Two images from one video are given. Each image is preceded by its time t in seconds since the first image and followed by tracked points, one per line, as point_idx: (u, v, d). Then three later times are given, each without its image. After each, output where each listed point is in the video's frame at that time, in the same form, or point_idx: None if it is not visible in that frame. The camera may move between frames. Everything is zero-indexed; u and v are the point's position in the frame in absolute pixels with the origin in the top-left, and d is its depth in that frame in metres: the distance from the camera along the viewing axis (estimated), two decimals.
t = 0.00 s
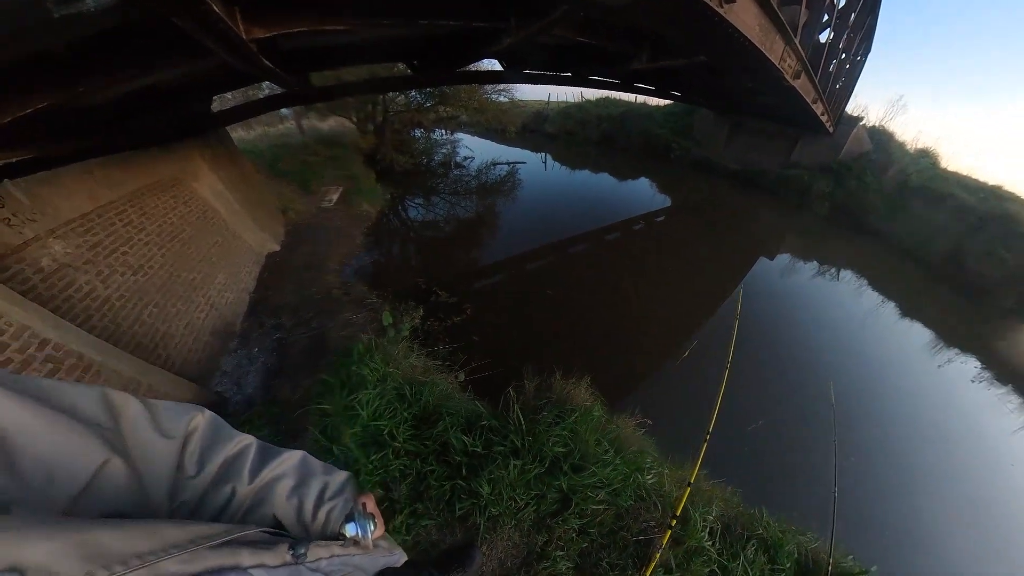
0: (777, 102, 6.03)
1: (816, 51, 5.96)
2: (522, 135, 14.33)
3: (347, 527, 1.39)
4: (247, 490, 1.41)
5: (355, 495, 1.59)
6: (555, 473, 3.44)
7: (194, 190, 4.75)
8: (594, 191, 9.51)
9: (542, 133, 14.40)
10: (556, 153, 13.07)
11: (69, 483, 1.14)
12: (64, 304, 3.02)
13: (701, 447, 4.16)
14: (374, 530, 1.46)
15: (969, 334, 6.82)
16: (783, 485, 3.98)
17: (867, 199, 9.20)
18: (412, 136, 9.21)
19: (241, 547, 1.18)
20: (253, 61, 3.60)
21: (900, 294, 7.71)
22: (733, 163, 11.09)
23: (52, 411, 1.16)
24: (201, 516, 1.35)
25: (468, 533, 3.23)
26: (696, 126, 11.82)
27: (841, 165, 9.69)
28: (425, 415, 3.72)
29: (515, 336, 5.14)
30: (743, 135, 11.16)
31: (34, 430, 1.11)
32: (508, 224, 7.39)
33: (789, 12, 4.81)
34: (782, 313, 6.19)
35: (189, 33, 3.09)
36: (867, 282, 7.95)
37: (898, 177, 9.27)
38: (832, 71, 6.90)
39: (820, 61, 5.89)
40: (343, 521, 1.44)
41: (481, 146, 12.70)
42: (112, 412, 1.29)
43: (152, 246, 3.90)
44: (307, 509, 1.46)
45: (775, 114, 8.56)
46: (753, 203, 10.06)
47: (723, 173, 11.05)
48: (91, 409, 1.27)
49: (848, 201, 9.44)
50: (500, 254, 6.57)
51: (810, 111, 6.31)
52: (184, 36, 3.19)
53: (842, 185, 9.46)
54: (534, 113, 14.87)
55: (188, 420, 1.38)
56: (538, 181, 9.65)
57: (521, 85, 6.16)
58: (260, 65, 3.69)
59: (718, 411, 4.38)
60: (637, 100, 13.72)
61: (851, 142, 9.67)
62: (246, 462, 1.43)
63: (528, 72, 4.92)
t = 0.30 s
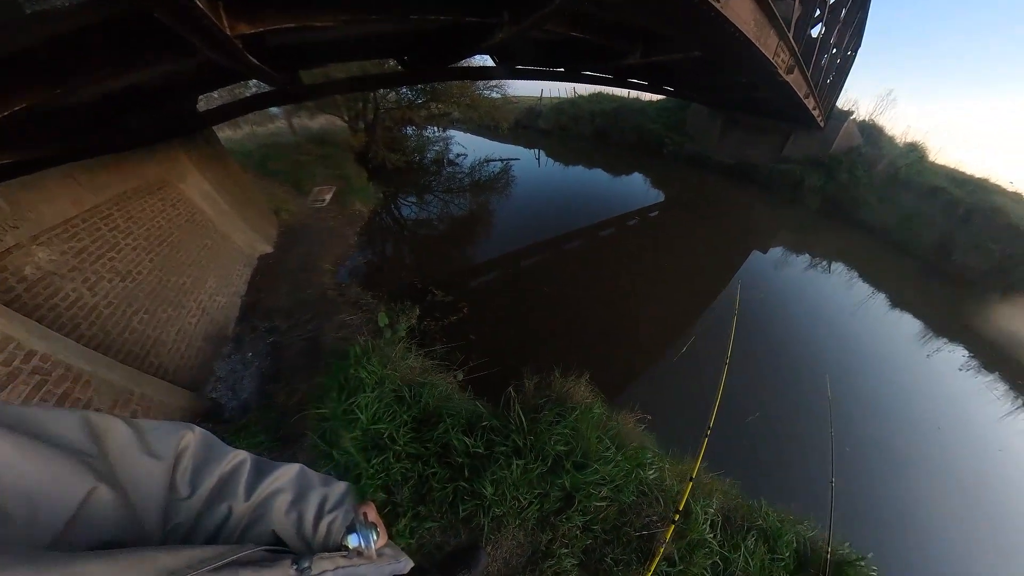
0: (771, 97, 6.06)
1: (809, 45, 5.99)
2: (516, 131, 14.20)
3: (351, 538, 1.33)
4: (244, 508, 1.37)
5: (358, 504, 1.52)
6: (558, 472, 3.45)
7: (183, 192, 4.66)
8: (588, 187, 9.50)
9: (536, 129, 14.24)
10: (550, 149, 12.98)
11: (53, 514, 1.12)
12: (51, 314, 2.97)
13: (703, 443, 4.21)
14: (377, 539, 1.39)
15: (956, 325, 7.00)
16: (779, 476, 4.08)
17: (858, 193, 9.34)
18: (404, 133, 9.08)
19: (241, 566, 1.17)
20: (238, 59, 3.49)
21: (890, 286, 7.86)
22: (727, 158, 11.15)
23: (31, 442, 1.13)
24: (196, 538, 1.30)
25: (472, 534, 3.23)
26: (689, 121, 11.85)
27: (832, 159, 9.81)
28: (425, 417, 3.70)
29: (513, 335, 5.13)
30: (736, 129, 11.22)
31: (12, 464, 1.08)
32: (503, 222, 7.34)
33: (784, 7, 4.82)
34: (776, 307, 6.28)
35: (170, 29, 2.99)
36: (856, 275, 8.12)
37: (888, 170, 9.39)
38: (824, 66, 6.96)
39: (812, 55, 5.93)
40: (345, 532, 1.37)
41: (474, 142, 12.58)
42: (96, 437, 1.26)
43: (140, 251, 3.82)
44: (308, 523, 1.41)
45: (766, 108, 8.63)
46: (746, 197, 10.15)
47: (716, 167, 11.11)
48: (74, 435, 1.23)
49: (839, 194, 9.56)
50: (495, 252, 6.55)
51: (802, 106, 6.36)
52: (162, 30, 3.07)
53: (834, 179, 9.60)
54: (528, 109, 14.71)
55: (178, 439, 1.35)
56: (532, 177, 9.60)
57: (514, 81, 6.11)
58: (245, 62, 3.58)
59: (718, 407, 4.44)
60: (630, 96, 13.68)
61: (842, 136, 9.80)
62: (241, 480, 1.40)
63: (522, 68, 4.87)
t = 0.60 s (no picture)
0: (761, 91, 6.10)
1: (798, 40, 6.04)
2: (507, 128, 14.12)
3: (356, 537, 1.28)
4: (249, 509, 1.35)
5: (364, 503, 1.48)
6: (557, 465, 3.49)
7: (172, 195, 4.60)
8: (582, 182, 9.50)
9: (528, 125, 14.15)
10: (543, 146, 12.93)
11: (58, 521, 1.13)
12: (40, 322, 2.95)
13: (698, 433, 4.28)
14: (383, 538, 1.35)
15: (941, 314, 7.18)
16: (772, 464, 4.17)
17: (847, 185, 9.46)
18: (395, 131, 8.98)
19: (249, 566, 1.16)
20: (225, 57, 3.41)
21: (878, 278, 8.01)
22: (719, 152, 11.22)
23: (30, 450, 1.14)
24: (201, 540, 1.30)
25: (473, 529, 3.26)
26: (682, 116, 11.89)
27: (822, 152, 9.92)
28: (424, 415, 3.71)
29: (510, 332, 5.15)
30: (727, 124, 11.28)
31: (12, 474, 1.08)
32: (497, 219, 7.33)
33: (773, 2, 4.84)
34: (768, 299, 6.36)
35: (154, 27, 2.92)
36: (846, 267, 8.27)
37: (877, 163, 9.52)
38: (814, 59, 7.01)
39: (802, 49, 5.97)
40: (351, 530, 1.32)
41: (467, 139, 12.50)
42: (97, 441, 1.25)
43: (128, 255, 3.77)
44: (314, 521, 1.37)
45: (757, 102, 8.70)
46: (737, 191, 10.25)
47: (708, 161, 11.17)
48: (74, 440, 1.23)
49: (829, 187, 9.68)
50: (489, 249, 6.53)
51: (792, 100, 6.41)
52: (146, 28, 2.99)
53: (824, 172, 9.71)
54: (519, 105, 14.58)
55: (181, 442, 1.33)
56: (525, 173, 9.57)
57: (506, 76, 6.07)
58: (232, 60, 3.51)
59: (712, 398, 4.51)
60: (621, 91, 13.66)
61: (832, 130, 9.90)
62: (244, 481, 1.38)
63: (513, 64, 4.84)
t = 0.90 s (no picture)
0: (752, 86, 6.14)
1: (787, 34, 6.08)
2: (500, 123, 13.99)
3: (354, 527, 1.26)
4: (249, 502, 1.38)
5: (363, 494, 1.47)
6: (554, 458, 3.51)
7: (160, 197, 4.52)
8: (575, 178, 9.50)
9: (521, 121, 14.04)
10: (536, 142, 12.86)
11: (60, 514, 1.18)
12: (29, 330, 2.90)
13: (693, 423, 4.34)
14: (381, 528, 1.33)
15: (929, 305, 7.32)
16: (766, 453, 4.23)
17: (838, 178, 9.56)
18: (387, 129, 8.90)
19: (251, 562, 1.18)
20: (213, 56, 3.36)
21: (868, 269, 8.14)
22: (711, 147, 11.27)
23: (33, 447, 1.19)
24: (201, 532, 1.34)
25: (473, 523, 3.28)
26: (674, 110, 11.91)
27: (813, 146, 10.01)
28: (421, 412, 3.71)
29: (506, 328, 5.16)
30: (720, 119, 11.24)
31: (14, 471, 1.14)
32: (491, 216, 7.32)
33: None
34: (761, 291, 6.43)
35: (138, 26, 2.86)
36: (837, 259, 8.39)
37: (866, 156, 9.64)
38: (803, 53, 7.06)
39: (791, 43, 6.01)
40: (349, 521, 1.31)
41: (460, 136, 12.42)
42: (97, 439, 1.30)
43: (116, 259, 3.71)
44: (312, 514, 1.40)
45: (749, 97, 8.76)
46: (729, 185, 10.32)
47: (701, 156, 11.22)
48: (75, 437, 1.29)
49: (820, 180, 9.77)
50: (483, 245, 6.53)
51: (782, 94, 6.46)
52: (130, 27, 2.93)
53: (815, 165, 9.81)
54: (512, 101, 14.42)
55: (177, 438, 1.37)
56: (518, 170, 9.54)
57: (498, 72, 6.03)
58: (220, 59, 3.45)
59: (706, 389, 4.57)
60: (614, 86, 13.61)
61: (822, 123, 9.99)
62: (242, 475, 1.41)
63: (505, 60, 4.82)
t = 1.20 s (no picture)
0: (742, 79, 6.18)
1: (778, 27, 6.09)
2: (493, 119, 13.88)
3: (354, 522, 1.41)
4: (248, 498, 1.46)
5: (361, 489, 1.62)
6: (552, 452, 3.54)
7: (149, 200, 4.42)
8: (568, 173, 9.49)
9: (513, 117, 13.94)
10: (529, 137, 12.80)
11: (61, 505, 1.21)
12: (17, 338, 2.81)
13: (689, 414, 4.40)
14: (379, 522, 1.48)
15: (917, 295, 7.46)
16: (759, 441, 4.31)
17: (828, 171, 9.66)
18: (379, 127, 8.80)
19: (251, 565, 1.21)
20: (199, 54, 3.30)
21: (858, 261, 8.28)
22: (704, 141, 11.32)
23: (31, 441, 1.23)
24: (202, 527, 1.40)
25: (473, 518, 3.30)
26: (667, 105, 11.92)
27: (804, 139, 10.09)
28: (419, 409, 3.72)
29: (501, 325, 5.17)
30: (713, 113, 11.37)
31: (14, 464, 1.17)
32: (485, 212, 7.30)
33: None
34: (753, 284, 6.51)
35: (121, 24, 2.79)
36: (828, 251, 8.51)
37: (856, 149, 9.75)
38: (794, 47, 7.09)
39: (782, 37, 6.03)
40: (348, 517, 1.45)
41: (452, 132, 12.31)
42: (95, 435, 1.36)
43: (104, 263, 3.64)
44: (312, 508, 1.51)
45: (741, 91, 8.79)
46: (722, 179, 10.37)
47: (693, 150, 11.27)
48: (72, 433, 1.33)
49: (811, 174, 9.86)
50: (478, 242, 6.52)
51: (773, 87, 6.49)
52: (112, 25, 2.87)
53: (806, 159, 9.90)
54: (504, 97, 14.29)
55: (174, 436, 1.42)
56: (511, 166, 9.50)
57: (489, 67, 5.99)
58: (206, 58, 3.39)
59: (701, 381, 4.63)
60: (606, 81, 13.58)
61: (814, 116, 10.08)
62: (240, 472, 1.48)
63: (495, 56, 4.80)
